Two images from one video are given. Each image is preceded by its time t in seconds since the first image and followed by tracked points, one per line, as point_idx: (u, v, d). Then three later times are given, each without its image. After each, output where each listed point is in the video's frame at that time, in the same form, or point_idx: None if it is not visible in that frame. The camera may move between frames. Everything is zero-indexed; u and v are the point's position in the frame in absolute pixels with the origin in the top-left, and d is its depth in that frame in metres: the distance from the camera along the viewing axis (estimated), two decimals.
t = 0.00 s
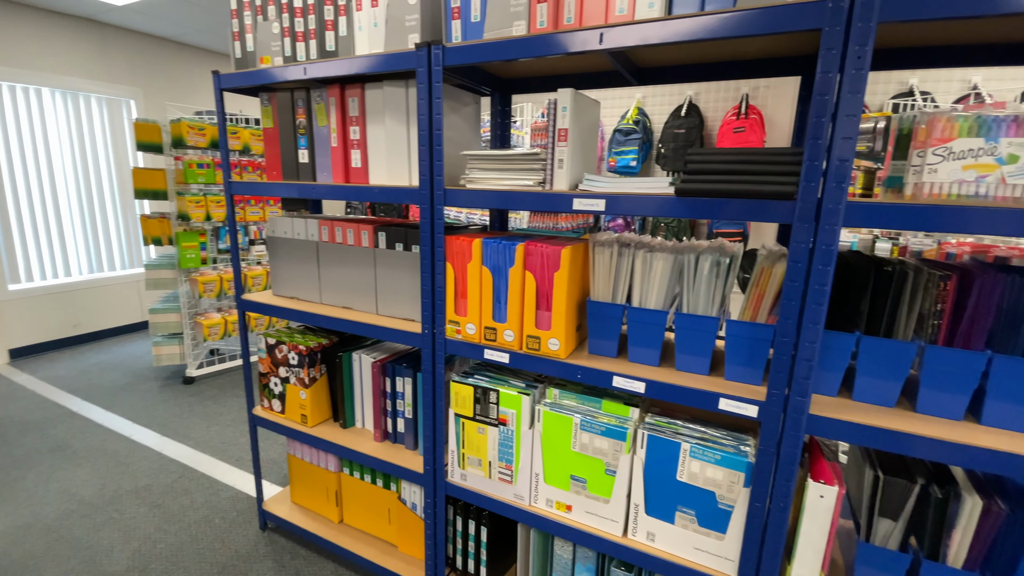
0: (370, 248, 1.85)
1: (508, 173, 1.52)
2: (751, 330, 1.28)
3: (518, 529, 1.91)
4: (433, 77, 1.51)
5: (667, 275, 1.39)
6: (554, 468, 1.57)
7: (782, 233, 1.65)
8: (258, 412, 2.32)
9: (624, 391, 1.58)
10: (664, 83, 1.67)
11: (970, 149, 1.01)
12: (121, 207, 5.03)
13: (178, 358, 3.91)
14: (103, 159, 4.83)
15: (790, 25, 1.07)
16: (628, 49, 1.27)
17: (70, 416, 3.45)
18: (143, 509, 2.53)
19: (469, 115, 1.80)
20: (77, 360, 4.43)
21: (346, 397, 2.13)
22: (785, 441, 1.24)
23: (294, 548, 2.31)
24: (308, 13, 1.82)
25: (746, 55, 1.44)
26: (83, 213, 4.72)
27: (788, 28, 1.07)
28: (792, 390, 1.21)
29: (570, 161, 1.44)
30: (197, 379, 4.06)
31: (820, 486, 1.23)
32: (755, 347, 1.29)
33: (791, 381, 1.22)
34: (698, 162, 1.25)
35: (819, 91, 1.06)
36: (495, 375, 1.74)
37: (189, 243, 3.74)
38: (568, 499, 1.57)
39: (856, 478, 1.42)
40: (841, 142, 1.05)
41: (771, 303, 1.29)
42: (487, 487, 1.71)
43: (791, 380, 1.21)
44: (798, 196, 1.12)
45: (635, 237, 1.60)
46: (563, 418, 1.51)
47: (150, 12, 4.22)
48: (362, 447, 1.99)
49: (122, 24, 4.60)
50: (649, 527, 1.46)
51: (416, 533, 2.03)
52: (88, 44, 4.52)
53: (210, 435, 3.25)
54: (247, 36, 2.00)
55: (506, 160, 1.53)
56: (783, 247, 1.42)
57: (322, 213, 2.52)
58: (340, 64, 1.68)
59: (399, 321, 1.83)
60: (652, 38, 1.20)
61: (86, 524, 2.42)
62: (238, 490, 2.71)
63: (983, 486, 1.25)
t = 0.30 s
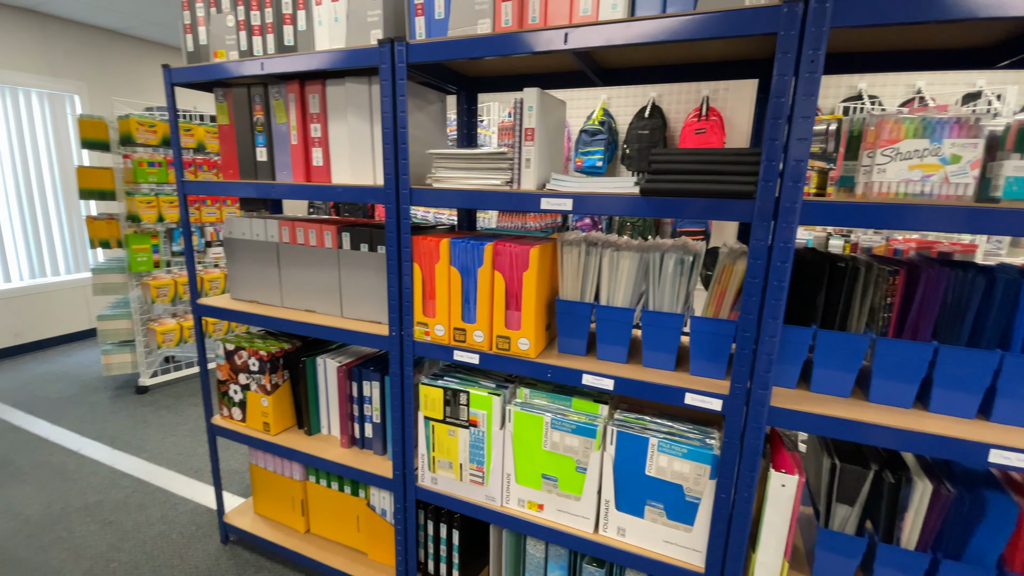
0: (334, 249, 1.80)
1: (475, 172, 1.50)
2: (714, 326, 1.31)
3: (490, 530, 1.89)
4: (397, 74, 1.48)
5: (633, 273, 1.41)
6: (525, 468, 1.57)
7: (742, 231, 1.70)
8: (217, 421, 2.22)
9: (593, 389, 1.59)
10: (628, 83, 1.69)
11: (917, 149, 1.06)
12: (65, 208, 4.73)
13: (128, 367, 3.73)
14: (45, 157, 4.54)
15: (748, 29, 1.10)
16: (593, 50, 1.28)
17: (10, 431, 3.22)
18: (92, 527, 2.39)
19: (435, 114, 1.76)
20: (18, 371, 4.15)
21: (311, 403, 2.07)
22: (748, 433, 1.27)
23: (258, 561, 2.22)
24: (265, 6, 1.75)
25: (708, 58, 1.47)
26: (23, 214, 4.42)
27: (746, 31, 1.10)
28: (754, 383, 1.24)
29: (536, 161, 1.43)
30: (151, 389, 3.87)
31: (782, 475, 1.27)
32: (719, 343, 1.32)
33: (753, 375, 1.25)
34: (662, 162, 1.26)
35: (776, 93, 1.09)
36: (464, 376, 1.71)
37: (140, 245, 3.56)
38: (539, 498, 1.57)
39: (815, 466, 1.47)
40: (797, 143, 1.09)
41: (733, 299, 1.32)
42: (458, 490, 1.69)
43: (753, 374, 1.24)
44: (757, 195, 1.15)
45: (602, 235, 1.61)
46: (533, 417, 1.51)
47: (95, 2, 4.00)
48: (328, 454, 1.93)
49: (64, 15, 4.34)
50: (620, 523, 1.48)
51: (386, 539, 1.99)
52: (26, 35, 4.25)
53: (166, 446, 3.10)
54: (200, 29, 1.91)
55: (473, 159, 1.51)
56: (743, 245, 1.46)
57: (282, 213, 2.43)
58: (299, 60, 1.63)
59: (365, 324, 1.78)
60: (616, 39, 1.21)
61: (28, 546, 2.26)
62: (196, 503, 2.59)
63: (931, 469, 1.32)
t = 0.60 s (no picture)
0: (294, 251, 1.74)
1: (441, 171, 1.46)
2: (679, 323, 1.34)
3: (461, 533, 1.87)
4: (359, 71, 1.45)
5: (601, 272, 1.42)
6: (496, 469, 1.55)
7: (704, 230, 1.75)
8: (172, 432, 2.12)
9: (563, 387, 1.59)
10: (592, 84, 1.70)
11: (866, 150, 1.11)
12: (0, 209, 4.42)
13: (76, 378, 3.51)
14: None
15: (708, 32, 1.12)
16: (557, 50, 1.28)
17: None
18: (35, 549, 2.23)
19: (400, 112, 1.73)
20: None
21: (273, 410, 2.00)
22: (713, 426, 1.30)
23: None
24: None
25: (671, 60, 1.49)
26: None
27: (706, 33, 1.12)
28: (717, 377, 1.27)
29: (503, 160, 1.41)
30: (99, 401, 3.65)
31: (745, 466, 1.31)
32: (683, 339, 1.35)
33: (717, 369, 1.28)
34: (627, 162, 1.28)
35: (734, 95, 1.12)
36: (434, 378, 1.67)
37: (85, 249, 3.35)
38: (511, 499, 1.56)
39: (776, 456, 1.52)
40: (755, 144, 1.12)
41: (696, 296, 1.35)
42: (428, 494, 1.65)
43: (717, 368, 1.27)
44: (717, 194, 1.18)
45: (569, 235, 1.61)
46: (504, 418, 1.50)
47: None
48: (293, 463, 1.87)
49: None
50: (591, 519, 1.49)
51: (355, 547, 1.94)
52: None
53: (117, 460, 2.93)
54: (148, 21, 1.82)
55: (439, 158, 1.46)
56: (705, 243, 1.49)
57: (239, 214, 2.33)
58: (256, 55, 1.57)
59: (329, 327, 1.73)
60: (580, 40, 1.22)
61: None
62: (151, 519, 2.46)
63: (883, 455, 1.39)
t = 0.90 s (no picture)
0: (253, 253, 1.68)
1: (407, 171, 1.43)
2: (645, 320, 1.37)
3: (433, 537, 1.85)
4: (319, 67, 1.41)
5: (569, 271, 1.43)
6: (467, 471, 1.54)
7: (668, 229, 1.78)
8: (124, 446, 2.00)
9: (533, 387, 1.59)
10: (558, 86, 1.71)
11: (819, 152, 1.15)
12: None
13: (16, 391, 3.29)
14: None
15: (670, 35, 1.14)
16: (522, 50, 1.28)
17: None
18: None
19: (363, 110, 1.69)
20: None
21: (233, 419, 1.92)
22: (679, 421, 1.33)
23: None
24: None
25: (634, 63, 1.51)
26: None
27: (668, 37, 1.14)
28: (682, 373, 1.30)
29: (470, 160, 1.38)
30: (43, 414, 3.42)
31: (711, 459, 1.34)
32: (649, 336, 1.38)
33: (682, 365, 1.30)
34: (593, 163, 1.29)
35: (695, 98, 1.14)
36: (402, 382, 1.63)
37: (25, 253, 3.14)
38: (482, 501, 1.55)
39: (739, 448, 1.57)
40: (715, 145, 1.15)
41: (661, 294, 1.38)
42: (398, 500, 1.62)
43: (682, 364, 1.29)
44: (680, 195, 1.21)
45: (538, 235, 1.61)
46: (474, 420, 1.48)
47: None
48: (255, 474, 1.80)
49: None
50: (563, 517, 1.50)
51: (322, 557, 1.89)
52: None
53: (63, 478, 2.76)
54: (92, 11, 1.71)
55: (404, 157, 1.43)
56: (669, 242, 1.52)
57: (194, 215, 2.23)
58: (210, 49, 1.50)
59: (291, 332, 1.68)
60: (545, 40, 1.22)
61: None
62: (103, 538, 2.32)
63: (839, 444, 1.45)
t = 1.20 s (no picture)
0: (209, 257, 1.61)
1: (370, 171, 1.39)
2: (612, 319, 1.38)
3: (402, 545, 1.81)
4: (276, 64, 1.36)
5: (536, 272, 1.42)
6: (436, 476, 1.51)
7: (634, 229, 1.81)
8: (71, 462, 1.89)
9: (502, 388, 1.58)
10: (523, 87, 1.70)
11: (774, 154, 1.19)
12: None
13: None
14: None
15: (631, 38, 1.16)
16: (486, 50, 1.27)
17: None
18: None
19: (323, 108, 1.64)
20: None
21: (189, 431, 1.83)
22: (645, 418, 1.34)
23: None
24: None
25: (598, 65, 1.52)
26: None
27: (630, 40, 1.16)
28: (648, 370, 1.32)
29: (435, 160, 1.36)
30: None
31: (677, 454, 1.36)
32: (616, 335, 1.40)
33: (647, 362, 1.32)
34: (559, 164, 1.29)
35: (657, 100, 1.16)
36: (368, 387, 1.59)
37: None
38: (452, 505, 1.53)
39: (704, 443, 1.60)
40: (676, 147, 1.17)
41: (627, 293, 1.39)
42: (366, 508, 1.58)
43: (647, 362, 1.31)
44: (643, 196, 1.22)
45: (505, 235, 1.59)
46: (443, 424, 1.46)
47: None
48: (214, 487, 1.73)
49: None
50: (533, 518, 1.49)
51: (287, 569, 1.83)
52: None
53: (5, 497, 2.58)
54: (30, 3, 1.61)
55: (366, 157, 1.39)
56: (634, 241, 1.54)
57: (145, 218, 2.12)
58: (160, 45, 1.43)
59: (250, 339, 1.62)
60: (509, 40, 1.21)
61: None
62: (52, 559, 2.18)
63: (799, 436, 1.49)
